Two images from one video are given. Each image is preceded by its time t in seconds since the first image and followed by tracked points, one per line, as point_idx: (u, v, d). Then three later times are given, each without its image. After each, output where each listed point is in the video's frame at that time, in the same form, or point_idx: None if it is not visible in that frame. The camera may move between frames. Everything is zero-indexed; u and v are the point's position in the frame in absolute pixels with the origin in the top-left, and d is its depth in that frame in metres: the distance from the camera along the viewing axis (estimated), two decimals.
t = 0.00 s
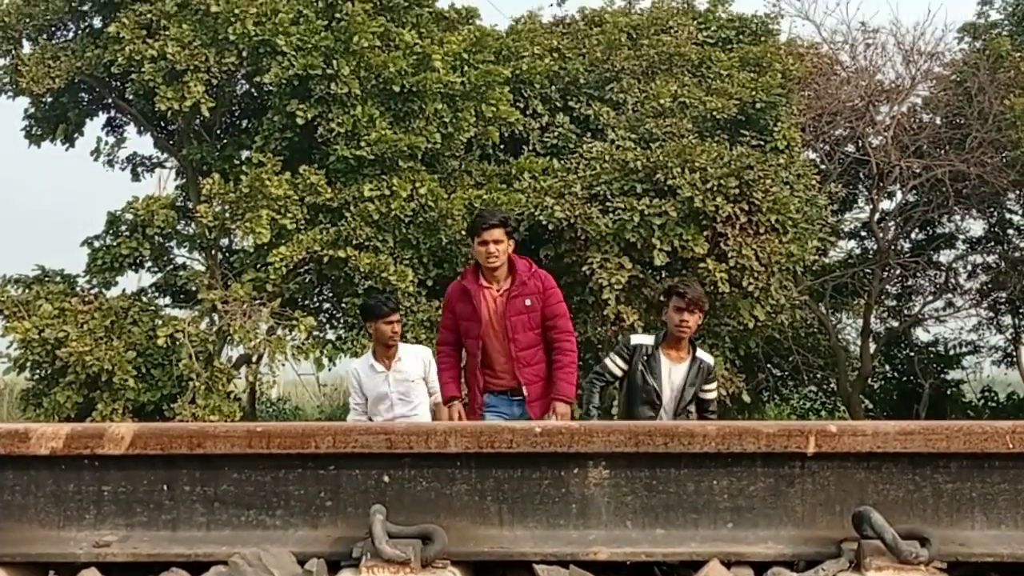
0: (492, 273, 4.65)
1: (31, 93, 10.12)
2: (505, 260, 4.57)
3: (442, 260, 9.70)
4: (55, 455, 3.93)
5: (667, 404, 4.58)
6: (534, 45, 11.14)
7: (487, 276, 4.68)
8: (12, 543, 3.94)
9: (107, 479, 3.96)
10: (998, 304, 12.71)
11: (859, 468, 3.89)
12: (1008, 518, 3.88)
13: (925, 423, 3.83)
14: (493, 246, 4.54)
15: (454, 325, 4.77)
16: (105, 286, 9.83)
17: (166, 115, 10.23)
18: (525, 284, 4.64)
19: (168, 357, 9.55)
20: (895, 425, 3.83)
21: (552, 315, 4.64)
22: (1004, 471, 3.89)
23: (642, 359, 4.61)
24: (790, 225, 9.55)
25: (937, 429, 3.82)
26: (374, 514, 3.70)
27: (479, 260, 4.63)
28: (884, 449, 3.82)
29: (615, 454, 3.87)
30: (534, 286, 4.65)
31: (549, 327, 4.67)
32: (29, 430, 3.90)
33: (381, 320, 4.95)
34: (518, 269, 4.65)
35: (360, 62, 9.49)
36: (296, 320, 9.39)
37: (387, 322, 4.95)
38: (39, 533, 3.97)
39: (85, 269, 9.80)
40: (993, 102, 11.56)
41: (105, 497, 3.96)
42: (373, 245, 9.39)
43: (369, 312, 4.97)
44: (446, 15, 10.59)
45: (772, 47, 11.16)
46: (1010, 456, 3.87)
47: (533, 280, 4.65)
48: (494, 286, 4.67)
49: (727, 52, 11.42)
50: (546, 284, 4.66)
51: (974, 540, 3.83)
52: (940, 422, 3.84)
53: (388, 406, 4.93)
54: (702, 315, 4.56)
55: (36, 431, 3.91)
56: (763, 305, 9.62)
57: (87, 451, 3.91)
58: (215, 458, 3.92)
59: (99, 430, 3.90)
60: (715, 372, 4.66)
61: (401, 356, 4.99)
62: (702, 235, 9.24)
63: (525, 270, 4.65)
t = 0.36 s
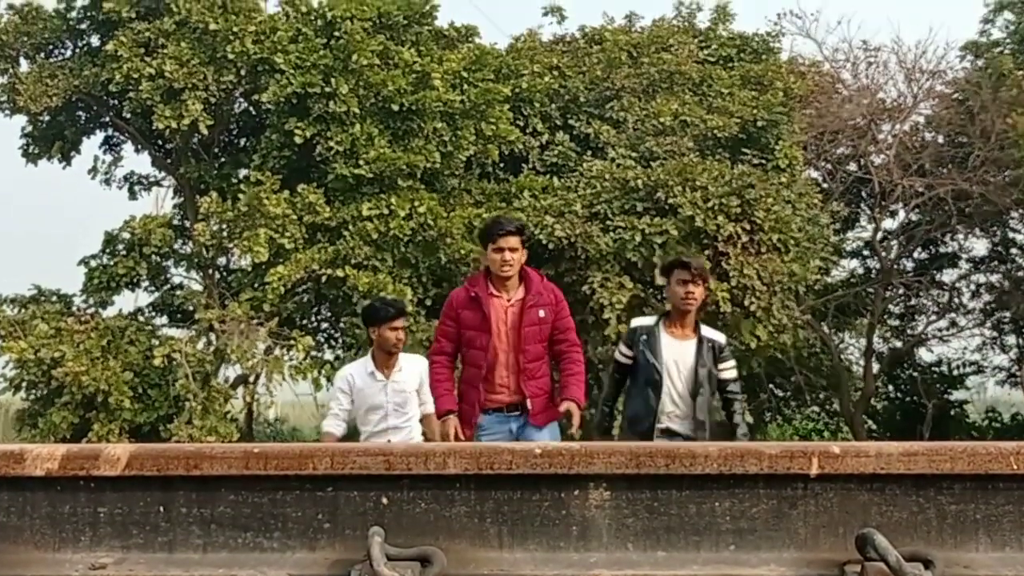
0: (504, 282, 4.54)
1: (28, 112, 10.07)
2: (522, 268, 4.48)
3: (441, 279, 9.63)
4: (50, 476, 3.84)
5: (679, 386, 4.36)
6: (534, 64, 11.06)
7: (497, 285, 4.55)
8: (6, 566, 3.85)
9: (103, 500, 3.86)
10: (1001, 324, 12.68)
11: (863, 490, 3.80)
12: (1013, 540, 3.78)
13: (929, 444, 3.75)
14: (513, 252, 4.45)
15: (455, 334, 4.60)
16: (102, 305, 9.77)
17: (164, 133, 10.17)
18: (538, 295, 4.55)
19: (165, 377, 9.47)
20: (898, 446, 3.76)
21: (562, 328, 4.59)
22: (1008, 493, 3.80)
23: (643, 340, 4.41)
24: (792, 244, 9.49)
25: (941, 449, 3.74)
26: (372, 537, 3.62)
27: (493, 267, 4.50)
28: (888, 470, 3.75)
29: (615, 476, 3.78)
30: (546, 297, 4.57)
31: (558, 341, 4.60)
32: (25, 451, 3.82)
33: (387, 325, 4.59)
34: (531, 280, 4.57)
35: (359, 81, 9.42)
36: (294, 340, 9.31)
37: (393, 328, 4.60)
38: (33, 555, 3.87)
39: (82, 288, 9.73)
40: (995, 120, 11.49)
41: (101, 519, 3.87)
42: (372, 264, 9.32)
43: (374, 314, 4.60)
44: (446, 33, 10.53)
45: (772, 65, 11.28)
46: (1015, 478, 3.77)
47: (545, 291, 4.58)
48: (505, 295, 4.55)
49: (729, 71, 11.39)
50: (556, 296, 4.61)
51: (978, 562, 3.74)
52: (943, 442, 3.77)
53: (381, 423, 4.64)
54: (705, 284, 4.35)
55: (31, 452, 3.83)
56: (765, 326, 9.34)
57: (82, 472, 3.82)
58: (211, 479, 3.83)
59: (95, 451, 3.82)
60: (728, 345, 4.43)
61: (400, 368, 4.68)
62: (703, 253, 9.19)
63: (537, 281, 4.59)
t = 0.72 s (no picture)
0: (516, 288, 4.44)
1: (33, 127, 10.17)
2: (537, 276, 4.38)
3: (442, 293, 9.69)
4: (53, 489, 3.79)
5: (677, 385, 4.36)
6: (534, 80, 11.23)
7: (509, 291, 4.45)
8: None
9: (106, 513, 3.83)
10: (998, 337, 12.74)
11: (861, 502, 3.79)
12: (1011, 553, 3.77)
13: (926, 456, 3.74)
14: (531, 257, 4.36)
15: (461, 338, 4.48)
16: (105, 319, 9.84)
17: (167, 149, 10.27)
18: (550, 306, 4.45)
19: (168, 391, 9.54)
20: (896, 458, 3.74)
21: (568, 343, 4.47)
22: (1006, 506, 3.78)
23: (634, 347, 4.45)
24: (790, 259, 9.56)
25: (938, 462, 3.73)
26: (373, 550, 3.59)
27: (507, 270, 4.41)
28: (886, 483, 3.74)
29: (615, 489, 3.76)
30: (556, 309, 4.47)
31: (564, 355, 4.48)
32: (29, 465, 3.78)
33: (398, 338, 4.65)
34: (544, 291, 4.47)
35: (360, 97, 9.54)
36: (296, 354, 9.38)
37: (404, 341, 4.66)
38: (36, 568, 3.83)
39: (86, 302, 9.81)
40: (991, 136, 11.61)
41: (104, 532, 3.83)
42: (373, 278, 9.39)
43: (385, 327, 4.66)
44: (446, 50, 10.65)
45: (771, 82, 11.32)
46: (1012, 490, 3.76)
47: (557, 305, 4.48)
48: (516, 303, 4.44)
49: (727, 87, 11.52)
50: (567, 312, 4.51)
51: None
52: (940, 455, 3.76)
53: (380, 436, 4.68)
54: (692, 281, 4.38)
55: (35, 464, 3.78)
56: (763, 339, 9.47)
57: (85, 485, 3.78)
58: (214, 493, 3.80)
59: (98, 464, 3.78)
60: (725, 340, 4.40)
61: (405, 382, 4.72)
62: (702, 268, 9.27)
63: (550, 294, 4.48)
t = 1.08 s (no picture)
0: (520, 271, 4.57)
1: (33, 141, 10.18)
2: (544, 258, 4.51)
3: (442, 307, 9.69)
4: (53, 503, 3.77)
5: (670, 391, 4.39)
6: (534, 94, 11.23)
7: (514, 275, 4.57)
8: None
9: (105, 527, 3.81)
10: (998, 351, 12.73)
11: (862, 516, 3.77)
12: (1012, 566, 3.76)
13: (926, 470, 3.72)
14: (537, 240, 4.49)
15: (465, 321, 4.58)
16: (105, 333, 9.84)
17: (167, 163, 10.30)
18: (556, 289, 4.56)
19: (168, 405, 9.54)
20: (897, 472, 3.71)
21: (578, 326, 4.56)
22: (1006, 519, 3.78)
23: (624, 360, 4.47)
24: (790, 272, 9.57)
25: (939, 476, 3.71)
26: (373, 564, 3.58)
27: (512, 253, 4.53)
28: (887, 497, 3.71)
29: (615, 503, 3.74)
30: (563, 293, 4.58)
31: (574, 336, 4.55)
32: (28, 479, 3.75)
33: (398, 317, 4.88)
34: (551, 276, 4.59)
35: (361, 111, 9.56)
36: (296, 368, 9.38)
37: (403, 320, 4.88)
38: None
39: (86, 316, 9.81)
40: (991, 150, 11.64)
41: (103, 546, 3.82)
42: (374, 292, 9.40)
43: (390, 305, 4.87)
44: (447, 64, 10.67)
45: (770, 96, 11.38)
46: (1013, 504, 3.76)
47: (564, 288, 4.59)
48: (522, 286, 4.56)
49: (727, 101, 11.54)
50: (574, 295, 4.61)
51: None
52: (941, 469, 3.73)
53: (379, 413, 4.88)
54: (677, 283, 4.45)
55: (34, 479, 3.75)
56: (763, 353, 9.48)
57: (84, 499, 3.76)
58: (214, 507, 3.79)
59: (98, 478, 3.75)
60: (712, 336, 4.47)
61: (406, 363, 4.92)
62: (703, 282, 9.29)
63: (557, 278, 4.60)
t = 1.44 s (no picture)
0: (513, 268, 4.48)
1: (34, 154, 10.19)
2: (535, 253, 4.41)
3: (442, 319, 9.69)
4: (53, 516, 3.77)
5: (669, 379, 4.36)
6: (534, 107, 11.22)
7: (507, 272, 4.48)
8: None
9: (105, 540, 3.80)
10: (999, 363, 12.73)
11: (862, 529, 3.76)
12: None
13: (927, 483, 3.71)
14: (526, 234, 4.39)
15: (460, 322, 4.52)
16: (105, 345, 9.84)
17: (167, 175, 10.31)
18: (553, 283, 4.44)
19: (168, 418, 9.53)
20: (897, 485, 3.71)
21: (579, 318, 4.42)
22: (1007, 532, 3.77)
23: (624, 350, 4.39)
24: (790, 285, 9.57)
25: (939, 489, 3.70)
26: None
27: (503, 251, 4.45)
28: (887, 510, 3.70)
29: (616, 516, 3.73)
30: (561, 285, 4.45)
31: (575, 327, 4.44)
32: (27, 491, 3.74)
33: (382, 297, 4.80)
34: (546, 270, 4.48)
35: (361, 124, 9.57)
36: (296, 380, 9.37)
37: (387, 300, 4.80)
38: None
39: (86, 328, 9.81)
40: (991, 163, 11.67)
41: (102, 559, 3.80)
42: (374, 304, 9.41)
43: (372, 286, 4.80)
44: (448, 77, 10.68)
45: (770, 108, 11.40)
46: (1014, 517, 3.75)
47: (561, 281, 4.46)
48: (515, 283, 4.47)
49: (727, 114, 11.56)
50: (574, 286, 4.47)
51: None
52: (941, 482, 3.73)
53: (372, 397, 4.82)
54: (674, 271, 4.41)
55: (34, 491, 3.75)
56: (763, 365, 9.48)
57: (84, 512, 3.75)
58: (214, 519, 3.78)
59: (97, 490, 3.75)
60: (705, 328, 4.46)
61: (398, 344, 4.86)
62: (703, 294, 9.30)
63: (553, 271, 4.48)
